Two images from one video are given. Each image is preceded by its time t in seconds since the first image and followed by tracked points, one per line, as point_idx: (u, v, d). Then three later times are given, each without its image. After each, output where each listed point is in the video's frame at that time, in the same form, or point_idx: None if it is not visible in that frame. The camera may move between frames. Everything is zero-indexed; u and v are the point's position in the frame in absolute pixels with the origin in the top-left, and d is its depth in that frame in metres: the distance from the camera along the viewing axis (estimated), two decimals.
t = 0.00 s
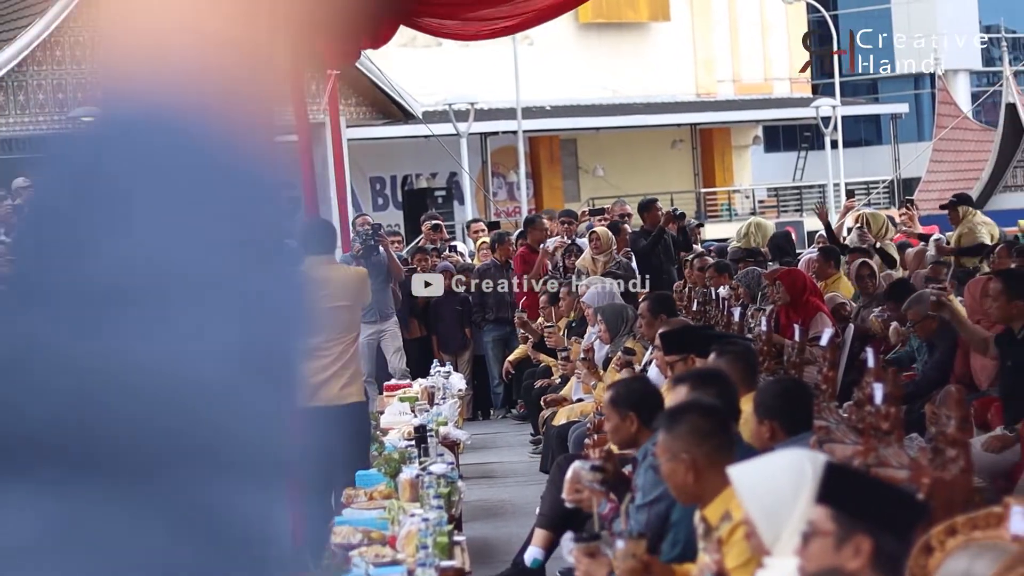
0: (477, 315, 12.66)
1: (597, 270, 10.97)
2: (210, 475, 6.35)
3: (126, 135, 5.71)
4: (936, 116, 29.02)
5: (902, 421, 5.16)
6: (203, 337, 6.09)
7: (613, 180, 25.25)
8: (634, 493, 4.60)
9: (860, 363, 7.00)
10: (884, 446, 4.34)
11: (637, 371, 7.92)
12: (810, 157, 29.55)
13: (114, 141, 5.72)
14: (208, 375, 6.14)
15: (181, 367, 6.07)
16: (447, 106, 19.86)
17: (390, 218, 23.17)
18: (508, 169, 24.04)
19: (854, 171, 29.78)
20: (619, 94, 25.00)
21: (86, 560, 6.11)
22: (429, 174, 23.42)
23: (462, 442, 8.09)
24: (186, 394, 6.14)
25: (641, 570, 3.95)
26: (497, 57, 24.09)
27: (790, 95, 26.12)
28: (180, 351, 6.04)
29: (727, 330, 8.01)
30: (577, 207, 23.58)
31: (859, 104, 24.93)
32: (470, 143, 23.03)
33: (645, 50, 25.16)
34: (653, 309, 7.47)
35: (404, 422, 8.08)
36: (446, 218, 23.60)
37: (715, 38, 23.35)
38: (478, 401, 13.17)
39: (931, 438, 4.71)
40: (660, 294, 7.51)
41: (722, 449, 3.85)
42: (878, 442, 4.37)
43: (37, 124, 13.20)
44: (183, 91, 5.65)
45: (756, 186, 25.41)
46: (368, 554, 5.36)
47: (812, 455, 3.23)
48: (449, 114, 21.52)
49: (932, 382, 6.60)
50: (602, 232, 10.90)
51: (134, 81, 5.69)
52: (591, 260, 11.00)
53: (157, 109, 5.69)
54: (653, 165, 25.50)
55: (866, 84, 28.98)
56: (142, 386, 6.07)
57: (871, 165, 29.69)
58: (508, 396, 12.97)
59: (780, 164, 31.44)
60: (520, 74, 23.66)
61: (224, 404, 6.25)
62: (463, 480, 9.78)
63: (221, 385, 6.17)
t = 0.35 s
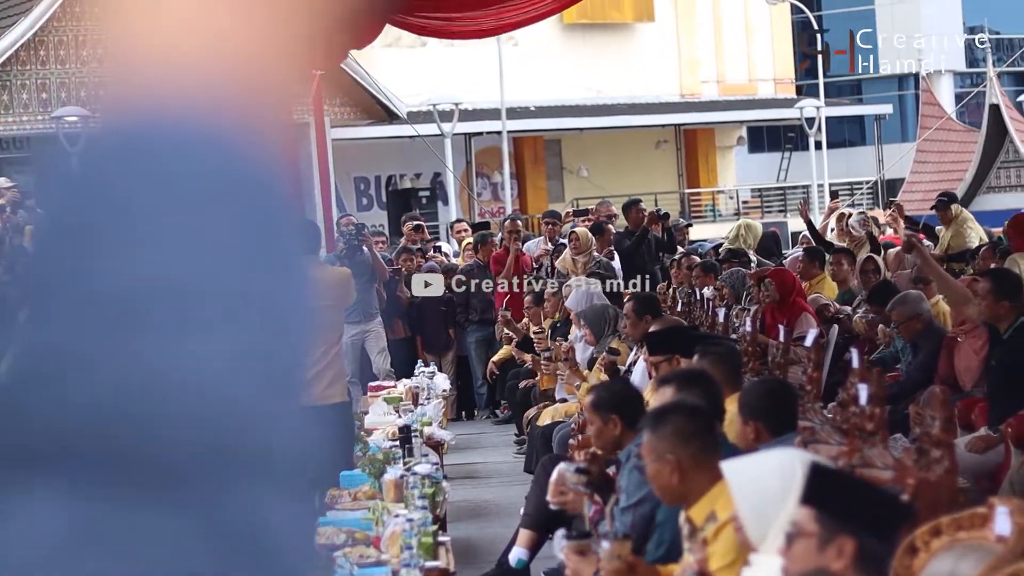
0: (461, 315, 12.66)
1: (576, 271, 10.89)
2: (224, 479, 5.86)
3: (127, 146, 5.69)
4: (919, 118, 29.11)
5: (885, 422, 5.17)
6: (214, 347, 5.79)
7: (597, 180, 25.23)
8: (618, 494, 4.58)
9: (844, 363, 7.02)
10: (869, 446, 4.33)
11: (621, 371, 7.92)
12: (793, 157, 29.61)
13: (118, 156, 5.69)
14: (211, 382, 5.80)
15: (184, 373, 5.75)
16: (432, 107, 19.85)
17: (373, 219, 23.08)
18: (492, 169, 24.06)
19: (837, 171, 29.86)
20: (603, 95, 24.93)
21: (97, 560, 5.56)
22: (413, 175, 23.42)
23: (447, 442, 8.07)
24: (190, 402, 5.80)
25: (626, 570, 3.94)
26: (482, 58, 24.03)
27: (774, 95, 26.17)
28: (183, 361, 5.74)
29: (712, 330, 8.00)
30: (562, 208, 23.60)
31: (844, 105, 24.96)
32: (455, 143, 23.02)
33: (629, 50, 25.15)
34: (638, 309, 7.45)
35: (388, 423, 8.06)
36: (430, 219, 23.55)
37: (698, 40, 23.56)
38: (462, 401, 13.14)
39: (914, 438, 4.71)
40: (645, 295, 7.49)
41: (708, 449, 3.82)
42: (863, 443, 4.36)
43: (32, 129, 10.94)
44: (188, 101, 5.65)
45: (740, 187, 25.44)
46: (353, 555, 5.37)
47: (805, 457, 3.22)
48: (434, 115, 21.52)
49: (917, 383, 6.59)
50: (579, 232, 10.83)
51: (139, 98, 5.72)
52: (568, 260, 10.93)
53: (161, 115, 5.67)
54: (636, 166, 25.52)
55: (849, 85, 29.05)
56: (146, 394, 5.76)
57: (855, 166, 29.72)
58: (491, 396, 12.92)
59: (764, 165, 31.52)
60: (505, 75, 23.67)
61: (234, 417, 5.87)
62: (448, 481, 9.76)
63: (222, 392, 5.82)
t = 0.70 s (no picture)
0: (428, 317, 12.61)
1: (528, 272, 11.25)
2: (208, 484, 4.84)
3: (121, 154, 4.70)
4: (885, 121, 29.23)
5: (854, 424, 5.14)
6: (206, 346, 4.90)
7: (564, 182, 25.16)
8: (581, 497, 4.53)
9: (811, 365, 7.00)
10: (836, 446, 4.27)
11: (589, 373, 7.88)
12: (760, 160, 29.66)
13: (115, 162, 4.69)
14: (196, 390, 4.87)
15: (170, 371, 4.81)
16: (399, 108, 19.73)
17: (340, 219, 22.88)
18: (459, 171, 23.98)
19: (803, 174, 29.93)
20: (571, 96, 24.85)
21: (103, 567, 4.51)
22: (380, 176, 23.31)
23: (414, 444, 8.02)
24: (183, 413, 4.82)
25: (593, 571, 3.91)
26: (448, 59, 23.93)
27: (742, 98, 26.19)
28: (165, 358, 4.79)
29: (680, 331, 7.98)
30: (529, 210, 23.54)
31: (811, 107, 24.98)
32: (422, 145, 22.92)
33: (597, 51, 25.09)
34: (605, 311, 7.41)
35: (355, 424, 7.99)
36: (396, 220, 23.43)
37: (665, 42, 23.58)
38: (429, 403, 13.08)
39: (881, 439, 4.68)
40: (613, 298, 7.45)
41: (676, 451, 3.78)
42: (829, 443, 4.31)
43: None
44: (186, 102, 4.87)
45: (707, 189, 25.42)
46: (319, 556, 5.29)
47: (775, 461, 3.18)
48: (400, 115, 21.43)
49: (882, 384, 6.58)
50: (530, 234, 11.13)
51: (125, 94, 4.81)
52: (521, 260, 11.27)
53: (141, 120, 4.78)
54: (603, 168, 25.46)
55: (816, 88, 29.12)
56: (136, 403, 4.72)
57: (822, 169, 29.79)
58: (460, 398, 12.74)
59: (731, 167, 31.56)
60: (472, 76, 23.61)
61: (234, 420, 5.01)
62: (415, 483, 9.71)
63: (220, 398, 4.93)
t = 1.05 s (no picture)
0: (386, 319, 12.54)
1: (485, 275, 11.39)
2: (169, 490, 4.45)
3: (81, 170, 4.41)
4: (843, 123, 29.38)
5: (813, 427, 5.09)
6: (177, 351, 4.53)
7: (525, 184, 25.15)
8: (530, 503, 4.49)
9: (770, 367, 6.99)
10: (794, 449, 4.15)
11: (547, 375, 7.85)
12: (719, 163, 29.75)
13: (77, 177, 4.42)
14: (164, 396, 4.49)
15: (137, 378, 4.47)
16: (359, 109, 19.63)
17: (300, 221, 22.79)
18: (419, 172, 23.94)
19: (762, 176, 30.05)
20: (530, 97, 24.84)
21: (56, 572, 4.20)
22: (340, 178, 23.22)
23: (373, 446, 7.96)
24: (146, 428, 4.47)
25: (552, 572, 3.88)
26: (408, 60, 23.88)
27: (701, 100, 26.25)
28: (149, 368, 4.47)
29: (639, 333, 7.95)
30: (488, 212, 23.52)
31: (771, 110, 25.06)
32: (382, 146, 22.84)
33: (557, 53, 25.09)
34: (565, 313, 7.38)
35: (313, 426, 7.91)
36: (356, 221, 23.36)
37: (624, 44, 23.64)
38: (388, 405, 13.01)
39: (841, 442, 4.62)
40: (573, 299, 7.42)
41: (634, 451, 3.74)
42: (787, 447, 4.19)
43: None
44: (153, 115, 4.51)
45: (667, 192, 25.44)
46: (277, 557, 5.22)
47: (737, 464, 3.14)
48: (360, 117, 21.35)
49: (841, 386, 6.58)
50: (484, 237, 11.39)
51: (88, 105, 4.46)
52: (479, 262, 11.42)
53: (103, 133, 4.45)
54: (563, 169, 25.46)
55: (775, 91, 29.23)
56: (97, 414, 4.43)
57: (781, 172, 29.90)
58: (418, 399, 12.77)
59: (691, 170, 31.66)
60: (432, 78, 23.56)
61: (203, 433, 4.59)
62: (373, 484, 9.64)
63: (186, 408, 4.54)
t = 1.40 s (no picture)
0: (357, 318, 12.50)
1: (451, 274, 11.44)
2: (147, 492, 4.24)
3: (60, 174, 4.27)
4: (814, 125, 29.49)
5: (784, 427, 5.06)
6: (156, 353, 4.38)
7: (496, 185, 25.20)
8: (487, 507, 4.44)
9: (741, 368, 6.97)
10: (763, 450, 4.08)
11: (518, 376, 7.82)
12: (690, 164, 29.85)
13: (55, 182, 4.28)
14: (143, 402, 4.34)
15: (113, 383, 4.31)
16: (330, 110, 19.61)
17: (272, 220, 22.76)
18: (389, 172, 23.96)
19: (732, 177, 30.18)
20: (502, 97, 24.86)
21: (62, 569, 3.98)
22: (311, 177, 23.23)
23: (342, 445, 7.91)
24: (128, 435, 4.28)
25: (523, 571, 3.87)
26: (380, 60, 23.87)
27: (672, 102, 26.32)
28: (120, 362, 4.32)
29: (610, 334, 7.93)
30: (459, 212, 23.54)
31: (741, 112, 25.15)
32: (353, 146, 22.83)
33: (529, 53, 25.11)
34: (535, 314, 7.37)
35: (282, 424, 7.85)
36: (327, 220, 23.34)
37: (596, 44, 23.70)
38: (358, 404, 12.96)
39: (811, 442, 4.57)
40: (543, 300, 7.41)
41: (603, 454, 3.72)
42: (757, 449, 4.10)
43: None
44: (128, 105, 4.41)
45: (637, 193, 25.50)
46: (246, 556, 5.17)
47: (703, 464, 3.13)
48: (331, 117, 21.36)
49: (812, 388, 6.58)
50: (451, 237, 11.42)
51: (64, 104, 4.37)
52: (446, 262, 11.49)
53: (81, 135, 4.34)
54: (534, 169, 25.49)
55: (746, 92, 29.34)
56: (81, 414, 4.22)
57: (751, 173, 30.00)
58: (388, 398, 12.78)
59: (661, 171, 31.77)
60: (403, 78, 23.56)
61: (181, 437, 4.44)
62: (343, 484, 9.60)
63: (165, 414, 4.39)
